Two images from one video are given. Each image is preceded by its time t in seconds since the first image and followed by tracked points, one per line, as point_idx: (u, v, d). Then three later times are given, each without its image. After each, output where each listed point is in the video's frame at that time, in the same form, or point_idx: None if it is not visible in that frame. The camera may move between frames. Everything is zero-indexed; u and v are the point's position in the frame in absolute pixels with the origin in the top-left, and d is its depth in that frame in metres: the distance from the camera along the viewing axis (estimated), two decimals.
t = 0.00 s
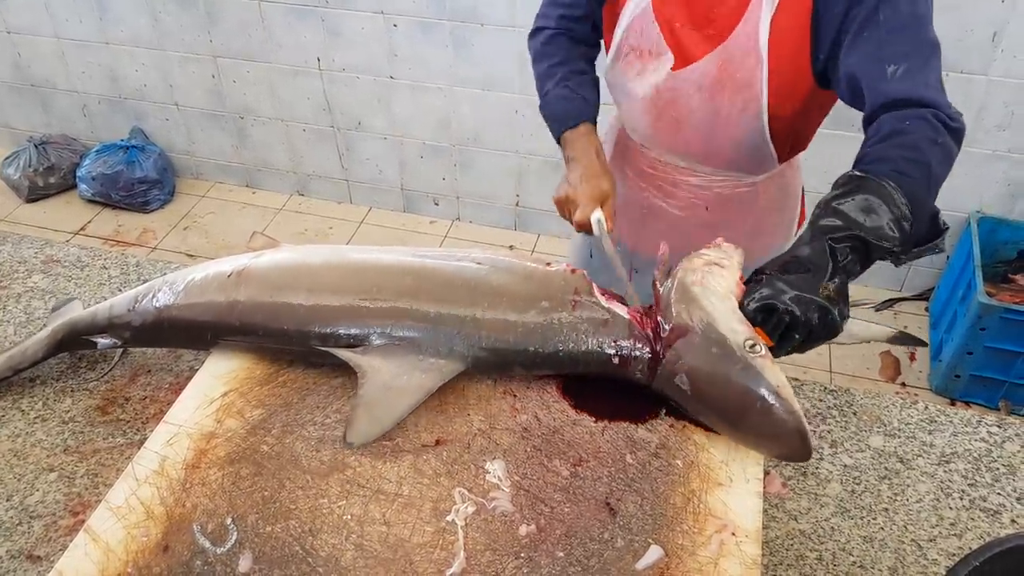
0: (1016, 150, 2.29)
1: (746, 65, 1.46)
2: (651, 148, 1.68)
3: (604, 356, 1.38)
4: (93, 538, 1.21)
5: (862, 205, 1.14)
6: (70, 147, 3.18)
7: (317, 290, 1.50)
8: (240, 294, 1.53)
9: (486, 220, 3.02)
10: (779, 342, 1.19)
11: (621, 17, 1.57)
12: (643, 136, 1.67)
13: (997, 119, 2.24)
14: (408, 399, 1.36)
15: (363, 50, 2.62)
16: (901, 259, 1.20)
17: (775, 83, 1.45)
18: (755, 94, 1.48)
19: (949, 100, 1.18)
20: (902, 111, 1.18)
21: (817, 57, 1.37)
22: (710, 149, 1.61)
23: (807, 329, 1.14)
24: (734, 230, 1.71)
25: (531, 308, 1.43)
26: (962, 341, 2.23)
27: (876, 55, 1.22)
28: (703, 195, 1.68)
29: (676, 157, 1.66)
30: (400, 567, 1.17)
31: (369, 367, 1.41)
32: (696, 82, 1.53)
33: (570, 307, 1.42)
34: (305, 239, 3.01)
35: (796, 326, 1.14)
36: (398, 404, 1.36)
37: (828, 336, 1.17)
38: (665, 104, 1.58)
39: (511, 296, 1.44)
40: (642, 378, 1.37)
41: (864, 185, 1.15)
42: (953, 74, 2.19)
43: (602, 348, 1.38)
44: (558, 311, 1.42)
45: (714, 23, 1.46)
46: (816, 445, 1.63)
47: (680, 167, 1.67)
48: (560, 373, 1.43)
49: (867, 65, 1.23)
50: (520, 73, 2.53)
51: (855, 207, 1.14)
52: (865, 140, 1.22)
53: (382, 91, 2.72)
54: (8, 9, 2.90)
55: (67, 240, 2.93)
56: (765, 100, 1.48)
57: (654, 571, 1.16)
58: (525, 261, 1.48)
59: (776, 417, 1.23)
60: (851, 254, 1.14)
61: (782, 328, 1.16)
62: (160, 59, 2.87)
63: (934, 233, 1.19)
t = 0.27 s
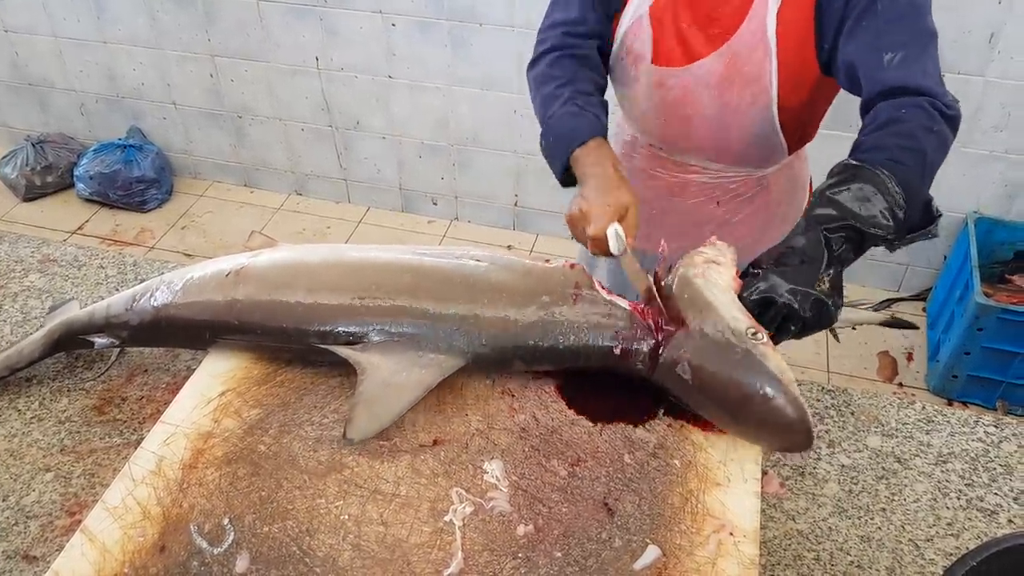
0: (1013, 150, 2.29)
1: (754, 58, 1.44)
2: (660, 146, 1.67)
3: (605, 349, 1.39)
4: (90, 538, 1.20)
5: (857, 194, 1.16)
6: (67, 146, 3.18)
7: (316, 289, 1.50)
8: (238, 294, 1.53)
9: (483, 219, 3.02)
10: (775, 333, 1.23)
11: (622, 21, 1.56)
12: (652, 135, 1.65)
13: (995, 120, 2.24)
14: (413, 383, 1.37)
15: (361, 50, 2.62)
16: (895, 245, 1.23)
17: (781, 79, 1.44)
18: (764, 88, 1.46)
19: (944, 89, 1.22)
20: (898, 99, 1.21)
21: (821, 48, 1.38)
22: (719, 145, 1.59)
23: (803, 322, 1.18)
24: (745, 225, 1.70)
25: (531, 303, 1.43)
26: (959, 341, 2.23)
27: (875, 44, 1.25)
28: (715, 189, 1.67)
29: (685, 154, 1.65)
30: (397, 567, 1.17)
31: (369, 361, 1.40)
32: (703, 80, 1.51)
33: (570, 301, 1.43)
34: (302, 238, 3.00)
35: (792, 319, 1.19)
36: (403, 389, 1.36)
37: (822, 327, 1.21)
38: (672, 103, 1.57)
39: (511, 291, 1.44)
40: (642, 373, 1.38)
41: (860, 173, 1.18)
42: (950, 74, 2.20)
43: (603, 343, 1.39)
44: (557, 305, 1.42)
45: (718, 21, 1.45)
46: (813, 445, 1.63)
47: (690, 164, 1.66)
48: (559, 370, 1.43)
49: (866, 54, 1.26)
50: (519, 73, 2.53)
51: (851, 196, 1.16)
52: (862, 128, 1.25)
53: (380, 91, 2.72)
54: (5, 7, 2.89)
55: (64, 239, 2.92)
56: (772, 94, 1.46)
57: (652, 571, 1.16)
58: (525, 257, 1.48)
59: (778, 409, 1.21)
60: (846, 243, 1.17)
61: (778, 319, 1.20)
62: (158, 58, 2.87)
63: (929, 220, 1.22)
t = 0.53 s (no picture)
0: (1011, 151, 2.29)
1: (760, 63, 1.44)
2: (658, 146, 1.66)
3: (604, 351, 1.39)
4: (89, 538, 1.20)
5: (854, 205, 1.18)
6: (66, 146, 3.18)
7: (315, 293, 1.50)
8: (239, 295, 1.53)
9: (483, 220, 3.02)
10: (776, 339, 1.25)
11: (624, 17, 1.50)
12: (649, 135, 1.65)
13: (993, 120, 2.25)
14: (414, 387, 1.37)
15: (361, 51, 2.62)
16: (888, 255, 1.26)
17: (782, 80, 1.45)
18: (766, 89, 1.47)
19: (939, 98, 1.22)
20: (894, 108, 1.20)
21: (823, 48, 1.39)
22: (718, 143, 1.59)
23: (800, 328, 1.20)
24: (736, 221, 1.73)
25: (532, 307, 1.44)
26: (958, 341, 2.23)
27: (874, 50, 1.24)
28: (711, 185, 1.68)
29: (683, 153, 1.65)
30: (396, 567, 1.17)
31: (370, 363, 1.41)
32: (705, 83, 1.50)
33: (572, 304, 1.44)
34: (302, 238, 3.00)
35: (790, 326, 1.21)
36: (402, 393, 1.36)
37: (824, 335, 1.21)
38: (673, 103, 1.56)
39: (512, 293, 1.46)
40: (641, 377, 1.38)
41: (854, 184, 1.19)
42: (948, 74, 2.20)
43: (605, 345, 1.39)
44: (558, 309, 1.44)
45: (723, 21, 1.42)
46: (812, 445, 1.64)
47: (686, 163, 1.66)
48: (560, 372, 1.43)
49: (865, 58, 1.25)
50: (518, 74, 2.53)
51: (848, 207, 1.19)
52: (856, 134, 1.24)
53: (379, 91, 2.72)
54: (4, 8, 2.89)
55: (63, 239, 2.92)
56: (774, 94, 1.47)
57: (650, 571, 1.16)
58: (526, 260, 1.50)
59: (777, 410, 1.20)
60: (843, 252, 1.20)
61: (778, 327, 1.22)
62: (157, 59, 2.87)
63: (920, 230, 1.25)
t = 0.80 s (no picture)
0: (1012, 152, 2.29)
1: (755, 65, 1.43)
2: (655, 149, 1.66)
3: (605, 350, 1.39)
4: (89, 538, 1.20)
5: (867, 215, 1.14)
6: (67, 147, 3.18)
7: (318, 291, 1.50)
8: (241, 296, 1.53)
9: (483, 221, 3.02)
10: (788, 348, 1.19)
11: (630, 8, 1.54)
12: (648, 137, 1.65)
13: (994, 121, 2.25)
14: (416, 384, 1.37)
15: (361, 52, 2.62)
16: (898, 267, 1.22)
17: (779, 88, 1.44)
18: (760, 97, 1.46)
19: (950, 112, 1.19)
20: (904, 120, 1.18)
21: (826, 61, 1.36)
22: (708, 151, 1.59)
23: (814, 338, 1.14)
24: (727, 234, 1.73)
25: (532, 305, 1.43)
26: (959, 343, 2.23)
27: (884, 62, 1.22)
28: (700, 197, 1.69)
29: (679, 159, 1.65)
30: (396, 568, 1.17)
31: (371, 363, 1.41)
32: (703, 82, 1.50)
33: (571, 303, 1.43)
34: (303, 239, 3.00)
35: (805, 336, 1.14)
36: (404, 390, 1.36)
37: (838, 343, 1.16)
38: (671, 105, 1.56)
39: (512, 291, 1.44)
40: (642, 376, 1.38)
41: (868, 194, 1.15)
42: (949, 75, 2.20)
43: (604, 344, 1.39)
44: (558, 308, 1.43)
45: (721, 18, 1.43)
46: (812, 447, 1.63)
47: (682, 170, 1.66)
48: (560, 372, 1.43)
49: (874, 70, 1.23)
50: (518, 75, 2.53)
51: (859, 216, 1.14)
52: (865, 145, 1.22)
53: (380, 92, 2.72)
54: (5, 9, 2.89)
55: (64, 240, 2.92)
56: (766, 104, 1.46)
57: (650, 572, 1.16)
58: (526, 259, 1.49)
59: (771, 418, 1.21)
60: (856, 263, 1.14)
61: (790, 337, 1.16)
62: (158, 60, 2.87)
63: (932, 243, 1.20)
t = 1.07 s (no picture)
0: (1014, 153, 2.29)
1: (770, 58, 1.44)
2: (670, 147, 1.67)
3: (612, 344, 1.39)
4: (92, 542, 1.21)
5: (863, 208, 1.17)
6: (70, 151, 3.19)
7: (323, 289, 1.50)
8: (246, 297, 1.53)
9: (485, 223, 3.03)
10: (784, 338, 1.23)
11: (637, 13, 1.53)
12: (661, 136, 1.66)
13: (995, 122, 2.25)
14: (420, 378, 1.37)
15: (363, 55, 2.63)
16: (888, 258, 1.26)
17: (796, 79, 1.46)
18: (778, 88, 1.47)
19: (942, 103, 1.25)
20: (898, 110, 1.23)
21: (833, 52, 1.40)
22: (726, 145, 1.60)
23: (812, 331, 1.19)
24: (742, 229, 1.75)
25: (537, 299, 1.44)
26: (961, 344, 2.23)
27: (883, 50, 1.26)
28: (719, 192, 1.69)
29: (695, 155, 1.66)
30: (397, 571, 1.17)
31: (376, 357, 1.40)
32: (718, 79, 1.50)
33: (577, 297, 1.44)
34: (304, 242, 3.01)
35: (800, 330, 1.19)
36: (408, 384, 1.36)
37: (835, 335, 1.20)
38: (686, 103, 1.56)
39: (517, 287, 1.45)
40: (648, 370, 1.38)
41: (863, 184, 1.18)
42: (950, 76, 2.20)
43: (609, 337, 1.40)
44: (563, 301, 1.44)
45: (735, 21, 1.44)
46: (814, 449, 1.63)
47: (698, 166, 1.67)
48: (563, 367, 1.44)
49: (874, 59, 1.27)
50: (518, 78, 2.53)
51: (856, 209, 1.17)
52: (862, 134, 1.25)
53: (382, 95, 2.73)
54: (8, 13, 2.90)
55: (67, 244, 2.93)
56: (785, 95, 1.48)
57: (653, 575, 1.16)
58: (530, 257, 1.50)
59: (779, 410, 1.21)
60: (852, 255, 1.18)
61: (790, 330, 1.20)
62: (160, 64, 2.88)
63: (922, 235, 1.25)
